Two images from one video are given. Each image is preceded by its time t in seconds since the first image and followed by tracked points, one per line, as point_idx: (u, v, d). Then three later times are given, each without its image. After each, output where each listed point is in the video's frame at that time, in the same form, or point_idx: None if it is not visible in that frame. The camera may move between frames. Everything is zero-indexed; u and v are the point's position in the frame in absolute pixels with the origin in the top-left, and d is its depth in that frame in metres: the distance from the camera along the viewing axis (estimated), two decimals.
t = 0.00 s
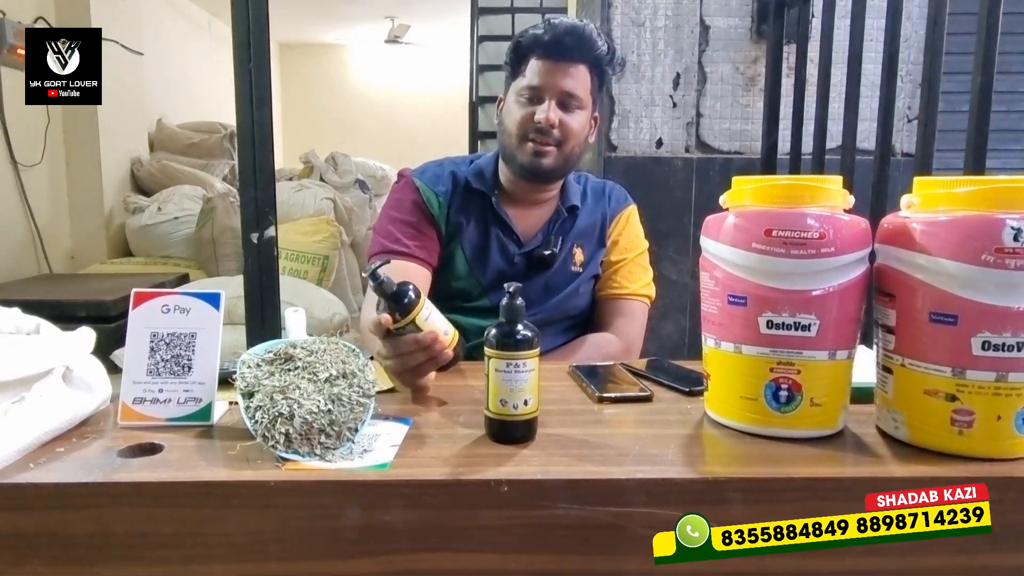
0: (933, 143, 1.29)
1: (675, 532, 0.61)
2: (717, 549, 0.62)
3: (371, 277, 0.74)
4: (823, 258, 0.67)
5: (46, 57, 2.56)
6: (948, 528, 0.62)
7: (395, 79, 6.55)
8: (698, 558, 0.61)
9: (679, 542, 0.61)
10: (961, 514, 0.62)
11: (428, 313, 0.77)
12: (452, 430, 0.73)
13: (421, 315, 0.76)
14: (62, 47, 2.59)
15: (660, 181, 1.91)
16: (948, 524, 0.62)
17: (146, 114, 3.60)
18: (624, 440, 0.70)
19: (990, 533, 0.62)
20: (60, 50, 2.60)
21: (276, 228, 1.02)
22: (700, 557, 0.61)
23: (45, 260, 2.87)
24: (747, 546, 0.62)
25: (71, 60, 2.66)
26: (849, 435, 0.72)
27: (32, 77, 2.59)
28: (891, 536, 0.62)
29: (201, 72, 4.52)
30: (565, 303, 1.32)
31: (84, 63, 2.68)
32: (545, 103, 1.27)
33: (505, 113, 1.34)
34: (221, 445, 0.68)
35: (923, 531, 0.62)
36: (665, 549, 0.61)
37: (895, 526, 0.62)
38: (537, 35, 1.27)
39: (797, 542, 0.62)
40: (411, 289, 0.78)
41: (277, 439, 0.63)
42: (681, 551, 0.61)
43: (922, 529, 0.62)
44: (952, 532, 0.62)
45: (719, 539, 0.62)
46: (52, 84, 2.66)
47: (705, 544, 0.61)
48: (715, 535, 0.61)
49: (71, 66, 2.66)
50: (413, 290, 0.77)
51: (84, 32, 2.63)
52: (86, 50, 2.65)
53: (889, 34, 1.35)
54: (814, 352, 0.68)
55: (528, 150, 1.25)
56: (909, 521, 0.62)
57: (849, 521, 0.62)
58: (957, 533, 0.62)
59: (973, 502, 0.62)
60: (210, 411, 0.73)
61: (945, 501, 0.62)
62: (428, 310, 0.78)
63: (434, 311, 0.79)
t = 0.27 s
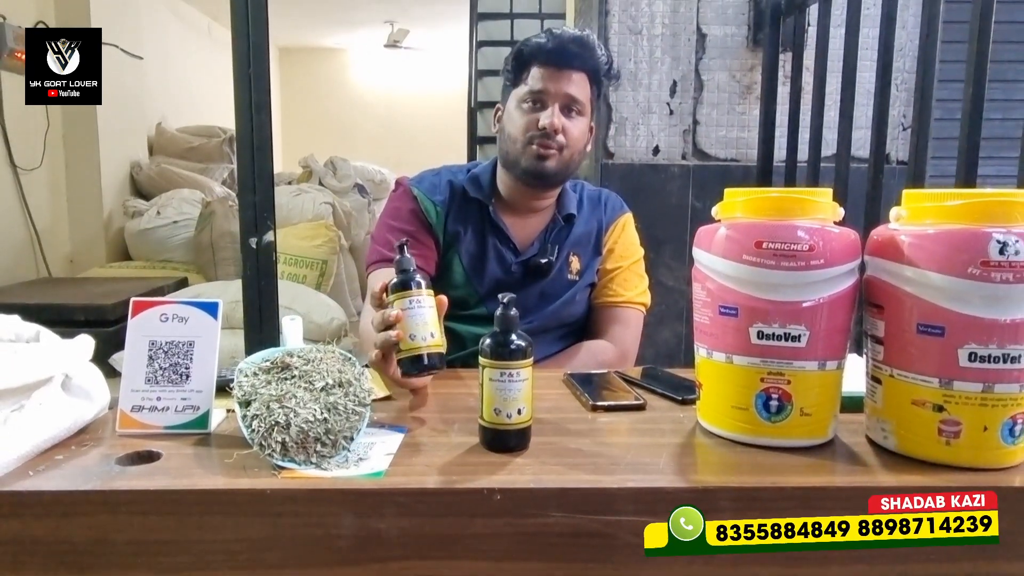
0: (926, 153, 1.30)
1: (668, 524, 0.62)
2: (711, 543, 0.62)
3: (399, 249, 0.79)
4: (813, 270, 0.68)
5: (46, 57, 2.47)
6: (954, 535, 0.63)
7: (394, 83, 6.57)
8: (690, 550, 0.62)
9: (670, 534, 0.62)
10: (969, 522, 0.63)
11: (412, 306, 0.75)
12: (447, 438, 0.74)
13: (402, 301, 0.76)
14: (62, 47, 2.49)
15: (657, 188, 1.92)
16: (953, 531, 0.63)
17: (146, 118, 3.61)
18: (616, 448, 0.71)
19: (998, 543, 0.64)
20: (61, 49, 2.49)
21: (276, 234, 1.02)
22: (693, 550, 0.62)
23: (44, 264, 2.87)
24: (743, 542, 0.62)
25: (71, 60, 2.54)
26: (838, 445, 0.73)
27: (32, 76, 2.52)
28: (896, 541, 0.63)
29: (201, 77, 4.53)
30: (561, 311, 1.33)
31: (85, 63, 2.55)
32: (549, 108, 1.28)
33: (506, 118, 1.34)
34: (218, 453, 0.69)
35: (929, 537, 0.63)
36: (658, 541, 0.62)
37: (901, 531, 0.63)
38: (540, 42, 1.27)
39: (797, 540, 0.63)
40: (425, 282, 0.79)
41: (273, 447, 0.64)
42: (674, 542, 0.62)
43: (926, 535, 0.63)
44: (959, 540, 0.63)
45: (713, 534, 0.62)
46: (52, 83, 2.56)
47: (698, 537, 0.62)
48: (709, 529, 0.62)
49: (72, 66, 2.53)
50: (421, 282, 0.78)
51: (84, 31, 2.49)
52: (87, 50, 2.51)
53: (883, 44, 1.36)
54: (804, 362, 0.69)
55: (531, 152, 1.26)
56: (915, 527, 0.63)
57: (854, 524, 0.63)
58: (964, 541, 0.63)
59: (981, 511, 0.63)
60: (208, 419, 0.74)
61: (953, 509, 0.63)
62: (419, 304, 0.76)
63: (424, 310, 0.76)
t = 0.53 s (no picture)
0: (925, 159, 1.31)
1: (664, 518, 0.62)
2: (707, 539, 0.63)
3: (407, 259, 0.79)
4: (810, 274, 0.68)
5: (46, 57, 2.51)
6: (957, 541, 0.63)
7: (395, 86, 6.58)
8: (685, 546, 0.62)
9: (666, 529, 0.62)
10: (974, 528, 0.63)
11: (412, 319, 0.76)
12: (447, 441, 0.74)
13: (402, 314, 0.76)
14: (62, 47, 2.52)
15: (657, 192, 1.92)
16: (956, 537, 0.63)
17: (147, 120, 3.61)
18: (614, 451, 0.72)
19: (1003, 551, 0.64)
20: (61, 50, 2.52)
21: (276, 236, 1.03)
22: (688, 546, 0.62)
23: (45, 265, 2.88)
24: (738, 540, 0.63)
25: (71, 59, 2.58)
26: (835, 449, 0.74)
27: (33, 77, 2.57)
28: (897, 544, 0.63)
29: (202, 79, 4.54)
30: (559, 315, 1.33)
31: (86, 63, 2.58)
32: (549, 113, 1.28)
33: (506, 122, 1.35)
34: (218, 455, 0.69)
35: (931, 541, 0.63)
36: (652, 535, 0.62)
37: (900, 533, 0.63)
38: (540, 47, 1.28)
39: (793, 539, 0.63)
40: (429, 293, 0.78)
41: (274, 449, 0.65)
42: (668, 537, 0.62)
43: (929, 539, 0.63)
44: (962, 547, 0.63)
45: (710, 530, 0.63)
46: (53, 84, 2.60)
47: (694, 533, 0.62)
48: (706, 525, 0.62)
49: (72, 66, 2.57)
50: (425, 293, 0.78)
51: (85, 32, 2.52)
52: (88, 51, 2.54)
53: (883, 49, 1.37)
54: (800, 367, 0.69)
55: (532, 159, 1.27)
56: (918, 531, 0.63)
57: (856, 525, 0.63)
58: (967, 548, 0.63)
59: (987, 517, 0.63)
60: (208, 420, 0.74)
61: (958, 514, 0.63)
62: (421, 316, 0.76)
63: (426, 323, 0.76)
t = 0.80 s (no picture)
0: (925, 162, 1.31)
1: (664, 518, 0.62)
2: (706, 539, 0.62)
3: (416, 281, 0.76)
4: (811, 278, 0.68)
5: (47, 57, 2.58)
6: (957, 541, 0.63)
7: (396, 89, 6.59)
8: (685, 546, 0.62)
9: (666, 530, 0.62)
10: (974, 528, 0.63)
11: (421, 348, 0.75)
12: (448, 444, 0.74)
13: (411, 342, 0.75)
14: (62, 47, 2.61)
15: (657, 195, 1.92)
16: (955, 536, 0.63)
17: (148, 122, 3.62)
18: (615, 454, 0.72)
19: (1003, 550, 0.64)
20: (61, 50, 2.61)
21: (276, 238, 1.03)
22: (688, 546, 0.62)
23: (45, 266, 2.88)
24: (738, 540, 0.62)
25: (71, 60, 2.66)
26: (836, 452, 0.74)
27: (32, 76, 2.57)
28: (897, 544, 0.63)
29: (203, 81, 4.55)
30: (559, 317, 1.33)
31: (86, 63, 2.68)
32: (550, 117, 1.28)
33: (507, 124, 1.34)
34: (218, 457, 0.69)
35: (931, 542, 0.63)
36: (652, 535, 0.62)
37: (900, 533, 0.63)
38: (542, 50, 1.28)
39: (793, 540, 0.63)
40: (438, 318, 0.76)
41: (274, 451, 0.64)
42: (668, 537, 0.62)
43: (928, 539, 0.63)
44: (962, 547, 0.63)
45: (709, 530, 0.62)
46: (53, 84, 2.65)
47: (694, 533, 0.62)
48: (706, 525, 0.62)
49: (72, 66, 2.66)
50: (434, 319, 0.76)
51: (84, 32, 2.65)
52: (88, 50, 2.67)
53: (884, 53, 1.37)
54: (801, 370, 0.69)
55: (533, 164, 1.27)
56: (918, 531, 0.63)
57: (856, 525, 0.63)
58: (966, 548, 0.63)
59: (987, 517, 0.63)
60: (208, 423, 0.74)
61: (958, 513, 0.63)
62: (429, 346, 0.75)
63: (435, 353, 0.75)
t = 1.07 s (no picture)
0: (925, 163, 1.31)
1: (664, 518, 0.62)
2: (706, 539, 0.63)
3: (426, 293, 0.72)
4: (812, 278, 0.68)
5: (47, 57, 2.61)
6: (957, 541, 0.63)
7: (397, 90, 6.59)
8: (685, 546, 0.62)
9: (666, 530, 0.62)
10: (974, 528, 0.63)
11: (424, 365, 0.71)
12: (448, 443, 0.74)
13: (414, 358, 0.71)
14: (62, 47, 2.64)
15: (658, 196, 1.93)
16: (955, 536, 0.63)
17: (149, 122, 3.62)
18: (615, 454, 0.72)
19: (1003, 550, 0.64)
20: (61, 50, 2.64)
21: (277, 238, 1.03)
22: (689, 546, 0.62)
23: (45, 266, 2.88)
24: (738, 540, 0.62)
25: (71, 60, 2.70)
26: (836, 452, 0.74)
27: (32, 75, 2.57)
28: (898, 544, 0.63)
29: (204, 81, 4.55)
30: (559, 317, 1.33)
31: (86, 63, 2.72)
32: (546, 120, 1.28)
33: (505, 127, 1.35)
34: (218, 455, 0.70)
35: (931, 542, 0.63)
36: (652, 535, 0.62)
37: (901, 533, 0.63)
38: (537, 52, 1.28)
39: (793, 539, 0.63)
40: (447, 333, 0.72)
41: (274, 449, 0.65)
42: (668, 537, 0.62)
43: (929, 539, 0.63)
44: (962, 547, 0.63)
45: (709, 530, 0.62)
46: (53, 84, 2.67)
47: (694, 533, 0.62)
48: (706, 525, 0.62)
49: (72, 66, 2.70)
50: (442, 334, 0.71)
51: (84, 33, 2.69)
52: (88, 51, 2.71)
53: (884, 55, 1.37)
54: (802, 370, 0.69)
55: (529, 167, 1.28)
56: (918, 531, 0.63)
57: (856, 525, 0.63)
58: (966, 548, 0.63)
59: (987, 517, 0.63)
60: (209, 421, 0.74)
61: (958, 513, 0.63)
62: (434, 363, 0.71)
63: (438, 371, 0.71)
